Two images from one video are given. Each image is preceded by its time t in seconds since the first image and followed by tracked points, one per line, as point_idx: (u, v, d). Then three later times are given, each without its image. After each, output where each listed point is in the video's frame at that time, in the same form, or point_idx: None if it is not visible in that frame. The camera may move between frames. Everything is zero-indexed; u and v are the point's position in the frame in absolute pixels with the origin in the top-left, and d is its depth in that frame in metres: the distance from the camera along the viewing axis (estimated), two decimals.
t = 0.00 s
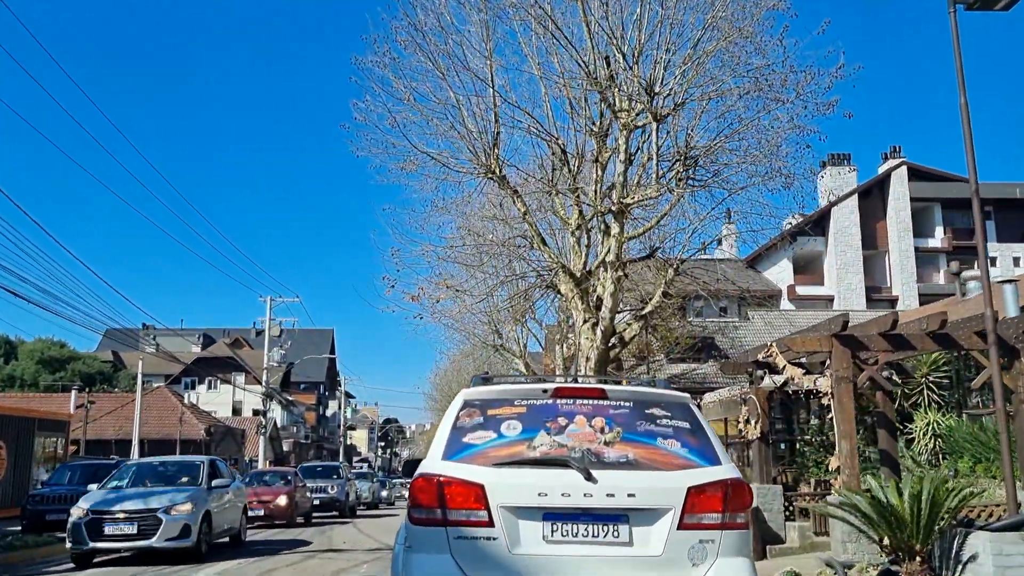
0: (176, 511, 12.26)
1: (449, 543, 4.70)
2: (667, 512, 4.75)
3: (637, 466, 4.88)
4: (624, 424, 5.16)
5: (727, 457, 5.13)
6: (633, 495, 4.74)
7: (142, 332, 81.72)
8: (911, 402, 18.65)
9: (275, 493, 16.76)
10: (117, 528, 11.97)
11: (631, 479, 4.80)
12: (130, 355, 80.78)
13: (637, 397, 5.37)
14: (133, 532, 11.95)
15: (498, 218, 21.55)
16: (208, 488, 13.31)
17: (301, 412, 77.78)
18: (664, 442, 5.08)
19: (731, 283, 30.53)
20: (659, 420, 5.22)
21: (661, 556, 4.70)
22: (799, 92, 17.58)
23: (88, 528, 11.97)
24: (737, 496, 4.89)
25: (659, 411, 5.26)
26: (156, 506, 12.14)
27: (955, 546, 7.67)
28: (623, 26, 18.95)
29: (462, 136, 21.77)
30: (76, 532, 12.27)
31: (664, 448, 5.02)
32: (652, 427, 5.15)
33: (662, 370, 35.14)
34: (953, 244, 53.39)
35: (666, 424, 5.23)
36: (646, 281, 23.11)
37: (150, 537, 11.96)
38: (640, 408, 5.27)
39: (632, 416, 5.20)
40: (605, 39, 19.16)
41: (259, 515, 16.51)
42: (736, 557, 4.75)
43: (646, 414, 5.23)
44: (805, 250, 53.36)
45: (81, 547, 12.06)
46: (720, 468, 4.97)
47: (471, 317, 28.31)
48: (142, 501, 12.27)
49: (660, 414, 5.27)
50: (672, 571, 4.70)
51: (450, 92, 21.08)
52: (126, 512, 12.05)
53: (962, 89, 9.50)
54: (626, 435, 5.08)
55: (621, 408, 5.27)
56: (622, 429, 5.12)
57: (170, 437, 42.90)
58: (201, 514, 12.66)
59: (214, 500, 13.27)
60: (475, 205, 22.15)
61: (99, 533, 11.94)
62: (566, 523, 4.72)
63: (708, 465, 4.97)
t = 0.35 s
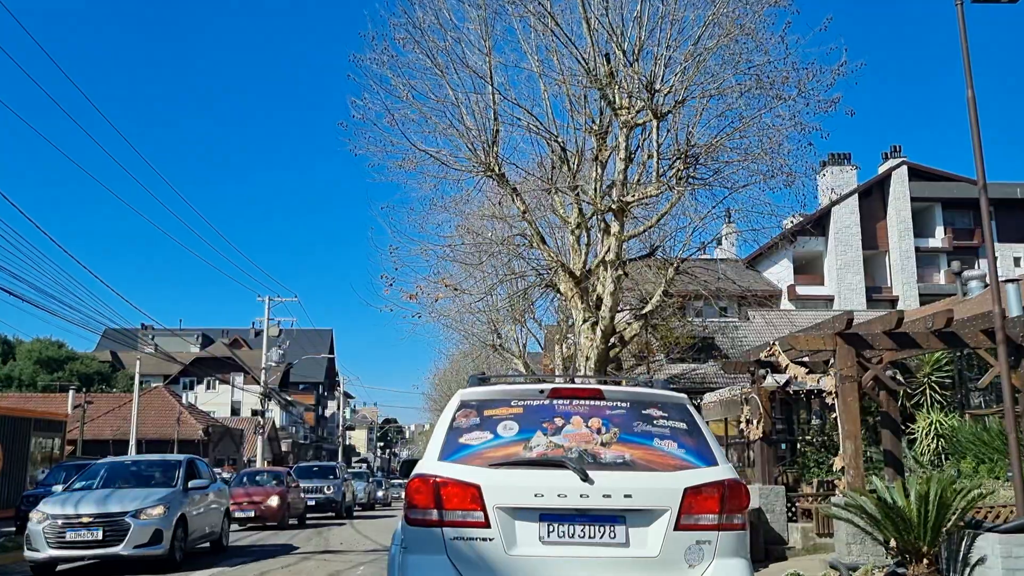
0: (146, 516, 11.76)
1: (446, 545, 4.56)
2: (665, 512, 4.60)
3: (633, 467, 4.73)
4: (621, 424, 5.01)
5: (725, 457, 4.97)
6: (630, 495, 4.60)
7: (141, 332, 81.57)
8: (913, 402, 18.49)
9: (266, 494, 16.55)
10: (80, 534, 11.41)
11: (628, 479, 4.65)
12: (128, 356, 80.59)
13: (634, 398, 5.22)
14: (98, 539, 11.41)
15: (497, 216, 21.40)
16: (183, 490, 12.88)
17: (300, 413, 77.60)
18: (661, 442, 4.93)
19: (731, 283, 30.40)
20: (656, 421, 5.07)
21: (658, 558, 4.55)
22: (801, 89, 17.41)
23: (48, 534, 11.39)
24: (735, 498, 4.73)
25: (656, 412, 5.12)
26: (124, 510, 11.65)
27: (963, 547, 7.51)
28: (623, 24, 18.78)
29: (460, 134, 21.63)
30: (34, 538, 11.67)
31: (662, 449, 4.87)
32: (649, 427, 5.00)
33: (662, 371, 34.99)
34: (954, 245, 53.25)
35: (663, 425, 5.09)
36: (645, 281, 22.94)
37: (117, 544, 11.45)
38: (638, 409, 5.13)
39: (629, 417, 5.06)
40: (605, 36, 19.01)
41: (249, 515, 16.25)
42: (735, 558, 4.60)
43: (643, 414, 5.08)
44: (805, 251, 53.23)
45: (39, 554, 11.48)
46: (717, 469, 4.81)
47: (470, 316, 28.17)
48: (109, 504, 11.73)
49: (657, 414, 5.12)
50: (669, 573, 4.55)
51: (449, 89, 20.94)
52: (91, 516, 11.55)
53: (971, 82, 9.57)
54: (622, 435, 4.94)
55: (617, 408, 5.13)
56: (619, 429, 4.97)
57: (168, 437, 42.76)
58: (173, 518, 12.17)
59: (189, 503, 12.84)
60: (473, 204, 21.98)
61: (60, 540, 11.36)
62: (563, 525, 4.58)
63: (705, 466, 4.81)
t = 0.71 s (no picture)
0: (107, 522, 10.46)
1: (442, 543, 4.68)
2: (655, 513, 4.74)
3: (624, 468, 4.87)
4: (613, 427, 5.12)
5: (714, 460, 5.12)
6: (620, 496, 4.73)
7: (139, 333, 81.41)
8: (913, 403, 18.41)
9: (254, 497, 16.37)
10: (29, 544, 10.11)
11: (618, 480, 4.78)
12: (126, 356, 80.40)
13: (626, 401, 5.32)
14: (51, 548, 10.13)
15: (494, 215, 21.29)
16: (151, 492, 11.56)
17: (298, 413, 77.46)
18: (652, 445, 5.06)
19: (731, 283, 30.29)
20: (647, 424, 5.18)
21: (649, 556, 4.70)
22: (801, 88, 17.31)
23: None
24: (723, 499, 4.88)
25: (646, 415, 5.23)
26: (80, 517, 10.33)
27: (967, 550, 7.42)
28: (622, 22, 18.65)
29: (459, 133, 21.55)
30: None
31: (652, 452, 4.99)
32: (640, 430, 5.11)
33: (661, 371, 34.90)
34: (953, 246, 53.16)
35: (654, 428, 5.20)
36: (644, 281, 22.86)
37: (72, 555, 10.15)
38: (629, 412, 5.23)
39: (621, 420, 5.16)
40: (604, 35, 18.89)
41: (236, 518, 16.07)
42: (722, 557, 4.75)
43: (634, 417, 5.18)
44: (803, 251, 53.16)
45: None
46: (706, 471, 4.95)
47: (469, 317, 28.06)
48: (65, 509, 10.46)
49: (648, 418, 5.23)
50: (658, 572, 4.70)
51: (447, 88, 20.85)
52: (42, 524, 10.25)
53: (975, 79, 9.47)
54: (614, 438, 5.05)
55: (609, 412, 5.23)
56: (610, 432, 5.08)
57: (164, 438, 42.61)
58: (140, 525, 10.88)
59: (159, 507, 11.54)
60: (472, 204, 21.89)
61: (8, 550, 10.10)
62: (556, 525, 4.71)
63: (693, 468, 4.94)
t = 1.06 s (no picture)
0: (58, 530, 9.15)
1: (440, 540, 4.96)
2: (642, 510, 5.02)
3: (613, 469, 5.15)
4: (603, 429, 5.42)
5: (698, 460, 5.42)
6: (609, 496, 5.01)
7: (137, 333, 81.25)
8: (915, 403, 18.24)
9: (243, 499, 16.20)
10: None
11: (607, 479, 5.07)
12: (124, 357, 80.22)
13: (615, 406, 5.62)
14: None
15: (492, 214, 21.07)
16: (112, 496, 10.29)
17: (297, 414, 77.34)
18: (640, 446, 5.36)
19: (731, 283, 30.16)
20: (635, 427, 5.48)
21: (635, 551, 4.97)
22: (802, 85, 17.16)
23: None
24: (707, 498, 5.16)
25: (635, 418, 5.53)
26: (27, 524, 9.00)
27: (974, 551, 7.30)
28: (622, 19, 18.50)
29: (457, 132, 21.44)
30: None
31: (640, 453, 5.29)
32: (628, 433, 5.41)
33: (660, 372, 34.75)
34: (953, 245, 52.99)
35: (641, 430, 5.50)
36: (644, 280, 22.75)
37: (15, 569, 8.80)
38: (618, 416, 5.55)
39: (610, 423, 5.46)
40: (604, 33, 18.76)
41: (225, 521, 15.90)
42: (706, 553, 5.02)
43: (623, 420, 5.50)
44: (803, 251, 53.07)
45: None
46: (690, 471, 5.24)
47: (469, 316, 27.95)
48: (10, 514, 9.12)
49: (636, 421, 5.53)
50: (645, 567, 4.98)
51: (446, 87, 20.74)
52: None
53: (981, 73, 9.47)
54: (603, 440, 5.35)
55: (599, 415, 5.54)
56: (600, 434, 5.38)
57: (162, 439, 42.51)
58: (96, 533, 9.58)
59: (120, 513, 10.29)
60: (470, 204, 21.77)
61: None
62: (547, 522, 4.99)
63: (679, 468, 5.23)
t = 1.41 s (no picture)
0: None
1: (438, 536, 5.43)
2: (629, 512, 5.49)
3: (603, 472, 5.60)
4: (594, 435, 5.84)
5: (684, 465, 5.86)
6: (598, 497, 5.47)
7: (136, 333, 81.00)
8: (919, 402, 18.05)
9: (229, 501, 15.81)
10: None
11: (597, 482, 5.52)
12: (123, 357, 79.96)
13: (607, 411, 6.03)
14: None
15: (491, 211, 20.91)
16: (53, 500, 9.04)
17: (296, 414, 77.08)
18: (629, 450, 5.79)
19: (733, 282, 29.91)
20: (625, 432, 5.90)
21: (623, 550, 5.44)
22: (804, 81, 16.99)
23: None
24: (691, 500, 5.63)
25: (625, 424, 5.94)
26: None
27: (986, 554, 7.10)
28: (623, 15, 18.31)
29: (457, 129, 21.26)
30: None
31: (630, 457, 5.72)
32: (618, 438, 5.84)
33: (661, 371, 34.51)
34: (954, 245, 52.76)
35: (631, 435, 5.92)
36: (645, 278, 22.58)
37: None
38: (609, 421, 5.95)
39: (601, 428, 5.88)
40: (604, 28, 18.59)
41: (212, 523, 15.51)
42: (689, 552, 5.50)
43: (613, 426, 5.91)
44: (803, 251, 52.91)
45: None
46: (676, 475, 5.70)
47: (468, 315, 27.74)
48: None
49: (626, 426, 5.95)
50: (634, 565, 5.44)
51: (445, 84, 20.58)
52: None
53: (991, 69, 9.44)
54: (595, 444, 5.78)
55: (591, 420, 5.95)
56: (591, 438, 5.81)
57: (160, 439, 42.23)
58: (32, 542, 8.38)
59: (63, 520, 9.03)
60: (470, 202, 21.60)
61: None
62: (541, 521, 5.45)
63: (665, 472, 5.69)
